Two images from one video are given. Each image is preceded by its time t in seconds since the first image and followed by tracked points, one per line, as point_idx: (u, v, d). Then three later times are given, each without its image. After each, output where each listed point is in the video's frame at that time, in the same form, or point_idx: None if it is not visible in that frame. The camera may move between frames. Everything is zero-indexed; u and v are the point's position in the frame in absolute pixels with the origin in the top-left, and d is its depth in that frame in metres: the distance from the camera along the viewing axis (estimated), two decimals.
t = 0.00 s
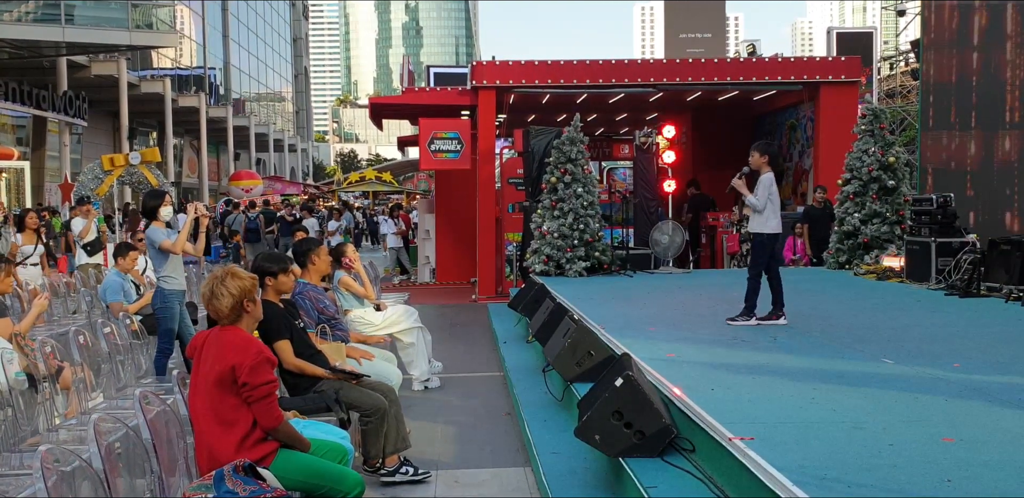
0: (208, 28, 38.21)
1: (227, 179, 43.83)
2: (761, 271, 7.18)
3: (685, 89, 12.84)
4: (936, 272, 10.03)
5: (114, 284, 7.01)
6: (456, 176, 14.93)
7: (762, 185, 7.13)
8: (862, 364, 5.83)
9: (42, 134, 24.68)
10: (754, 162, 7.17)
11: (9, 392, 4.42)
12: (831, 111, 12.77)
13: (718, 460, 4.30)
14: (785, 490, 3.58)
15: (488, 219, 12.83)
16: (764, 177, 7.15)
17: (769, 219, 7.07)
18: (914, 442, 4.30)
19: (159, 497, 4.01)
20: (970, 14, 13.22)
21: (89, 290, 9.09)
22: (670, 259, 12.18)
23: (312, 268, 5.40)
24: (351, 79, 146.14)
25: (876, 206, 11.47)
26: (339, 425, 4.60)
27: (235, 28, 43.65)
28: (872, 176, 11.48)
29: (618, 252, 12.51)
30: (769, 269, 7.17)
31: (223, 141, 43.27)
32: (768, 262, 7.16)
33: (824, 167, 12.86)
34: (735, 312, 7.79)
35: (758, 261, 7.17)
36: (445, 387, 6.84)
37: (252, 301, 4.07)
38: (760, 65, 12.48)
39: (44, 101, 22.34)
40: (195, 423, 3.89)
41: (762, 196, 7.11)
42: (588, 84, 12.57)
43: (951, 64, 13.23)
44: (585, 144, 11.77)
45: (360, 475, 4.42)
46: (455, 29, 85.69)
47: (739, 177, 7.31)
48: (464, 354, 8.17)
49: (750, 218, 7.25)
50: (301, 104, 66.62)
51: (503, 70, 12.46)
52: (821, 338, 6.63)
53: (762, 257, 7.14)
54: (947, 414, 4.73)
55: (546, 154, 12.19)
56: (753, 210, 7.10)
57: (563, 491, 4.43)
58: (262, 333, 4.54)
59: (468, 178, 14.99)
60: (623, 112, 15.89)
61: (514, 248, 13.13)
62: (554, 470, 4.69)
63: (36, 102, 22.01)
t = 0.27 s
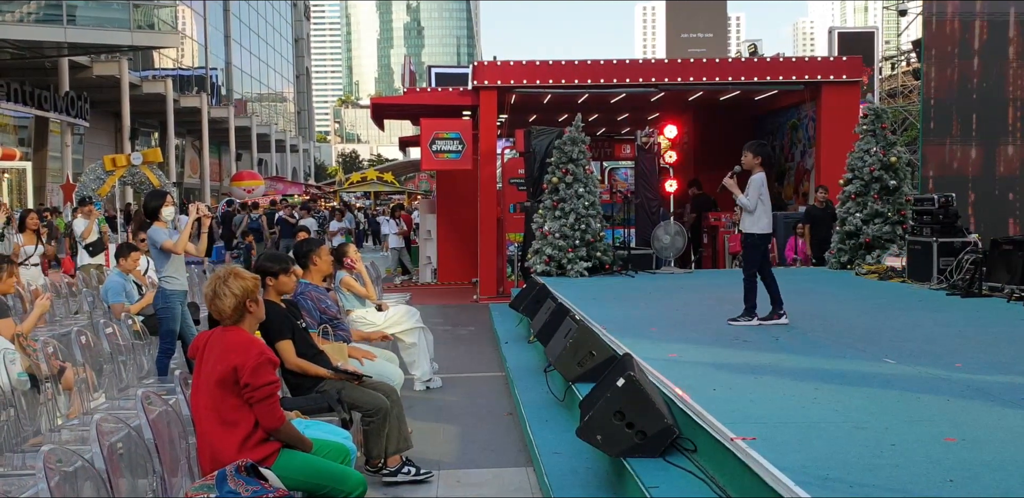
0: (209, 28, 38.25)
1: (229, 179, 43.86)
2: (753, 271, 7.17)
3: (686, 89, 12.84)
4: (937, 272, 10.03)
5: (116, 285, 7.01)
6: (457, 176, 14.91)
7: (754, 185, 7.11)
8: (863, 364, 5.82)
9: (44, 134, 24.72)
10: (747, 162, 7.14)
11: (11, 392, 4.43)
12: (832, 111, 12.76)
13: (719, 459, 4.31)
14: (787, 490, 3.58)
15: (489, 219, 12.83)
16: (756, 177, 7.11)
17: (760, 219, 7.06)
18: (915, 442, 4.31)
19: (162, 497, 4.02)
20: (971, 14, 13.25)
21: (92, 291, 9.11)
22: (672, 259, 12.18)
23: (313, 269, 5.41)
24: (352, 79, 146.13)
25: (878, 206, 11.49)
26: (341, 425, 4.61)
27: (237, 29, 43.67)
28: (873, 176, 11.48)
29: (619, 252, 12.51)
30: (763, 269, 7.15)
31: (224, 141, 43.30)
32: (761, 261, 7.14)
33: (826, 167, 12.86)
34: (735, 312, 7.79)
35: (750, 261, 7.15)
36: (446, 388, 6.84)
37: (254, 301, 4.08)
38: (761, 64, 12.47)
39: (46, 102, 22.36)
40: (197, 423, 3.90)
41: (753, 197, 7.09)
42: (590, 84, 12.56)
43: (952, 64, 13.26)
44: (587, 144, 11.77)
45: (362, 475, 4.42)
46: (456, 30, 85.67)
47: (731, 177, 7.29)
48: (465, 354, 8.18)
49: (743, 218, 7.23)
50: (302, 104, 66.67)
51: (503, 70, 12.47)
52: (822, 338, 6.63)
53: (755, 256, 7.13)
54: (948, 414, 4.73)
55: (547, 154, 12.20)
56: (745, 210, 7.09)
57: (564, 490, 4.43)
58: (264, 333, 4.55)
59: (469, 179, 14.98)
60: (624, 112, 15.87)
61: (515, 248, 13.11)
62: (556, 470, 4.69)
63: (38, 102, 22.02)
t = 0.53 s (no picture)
0: (218, 29, 38.40)
1: (238, 179, 44.02)
2: (757, 270, 7.14)
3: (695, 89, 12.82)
4: (947, 271, 9.99)
5: (126, 285, 7.04)
6: (466, 177, 14.95)
7: (757, 185, 7.07)
8: (871, 363, 5.81)
9: (54, 135, 24.89)
10: (750, 162, 7.10)
11: (22, 392, 4.47)
12: (841, 110, 12.73)
13: (728, 459, 4.30)
14: (797, 490, 3.57)
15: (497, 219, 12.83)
16: (759, 177, 7.07)
17: (763, 219, 7.01)
18: (925, 442, 4.29)
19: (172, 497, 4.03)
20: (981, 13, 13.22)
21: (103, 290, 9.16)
22: (680, 259, 12.17)
23: (322, 269, 5.41)
24: (360, 79, 146.40)
25: (887, 206, 11.39)
26: (349, 424, 4.61)
27: (246, 30, 43.84)
28: (883, 175, 11.43)
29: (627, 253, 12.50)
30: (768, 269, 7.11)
31: (234, 142, 43.46)
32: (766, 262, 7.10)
33: (835, 166, 12.84)
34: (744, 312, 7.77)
35: (754, 260, 7.12)
36: (454, 387, 6.84)
37: (263, 301, 4.09)
38: (769, 64, 12.43)
39: (56, 103, 22.45)
40: (207, 423, 3.90)
41: (756, 197, 7.05)
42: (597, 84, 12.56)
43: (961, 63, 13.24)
44: (595, 144, 11.76)
45: (371, 474, 4.42)
46: (464, 30, 85.76)
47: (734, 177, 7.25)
48: (473, 353, 8.18)
49: (746, 218, 7.18)
50: (311, 104, 66.90)
51: (512, 70, 12.45)
52: (830, 338, 6.60)
53: (759, 257, 7.08)
54: (957, 414, 4.71)
55: (555, 154, 12.21)
56: (748, 210, 7.05)
57: (573, 490, 4.43)
58: (272, 333, 4.56)
59: (478, 179, 15.04)
60: (633, 112, 15.85)
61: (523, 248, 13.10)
62: (564, 470, 4.69)
63: (48, 103, 22.11)
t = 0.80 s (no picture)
0: (245, 32, 38.80)
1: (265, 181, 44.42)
2: (785, 271, 7.08)
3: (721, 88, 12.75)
4: (978, 272, 9.87)
5: (155, 286, 7.09)
6: (491, 178, 14.96)
7: (784, 186, 7.02)
8: (901, 365, 5.75)
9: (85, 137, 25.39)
10: (778, 162, 7.04)
11: (54, 391, 4.56)
12: (869, 110, 12.60)
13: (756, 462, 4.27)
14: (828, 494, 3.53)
15: (522, 220, 12.82)
16: (787, 178, 7.02)
17: (792, 219, 6.94)
18: (958, 446, 4.23)
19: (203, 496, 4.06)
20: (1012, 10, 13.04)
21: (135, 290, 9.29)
22: (707, 260, 12.11)
23: (349, 270, 5.44)
24: (384, 81, 147.08)
25: (916, 206, 11.28)
26: (377, 424, 4.63)
27: (273, 33, 44.21)
28: (912, 176, 11.30)
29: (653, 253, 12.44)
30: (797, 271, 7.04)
31: (260, 144, 43.86)
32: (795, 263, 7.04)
33: (864, 166, 12.74)
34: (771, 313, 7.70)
35: (781, 262, 7.06)
36: (480, 388, 6.85)
37: (292, 302, 4.11)
38: (796, 63, 12.34)
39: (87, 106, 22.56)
40: (237, 423, 3.92)
41: (784, 197, 6.99)
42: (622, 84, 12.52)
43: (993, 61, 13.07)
44: (620, 144, 11.73)
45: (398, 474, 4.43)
46: (489, 31, 85.92)
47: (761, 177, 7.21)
48: (500, 354, 8.19)
49: (773, 219, 7.11)
50: (336, 107, 67.33)
51: (537, 70, 12.45)
52: (860, 340, 6.53)
53: (788, 257, 7.01)
54: (991, 417, 4.64)
55: (580, 155, 12.20)
56: (776, 211, 7.00)
57: (600, 492, 4.42)
58: (301, 334, 4.59)
59: (504, 180, 15.03)
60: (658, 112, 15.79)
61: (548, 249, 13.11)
62: (591, 472, 4.68)
63: (79, 106, 22.25)
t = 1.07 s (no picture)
0: (310, 36, 39.65)
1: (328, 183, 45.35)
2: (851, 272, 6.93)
3: (786, 87, 12.54)
4: None
5: (224, 287, 7.28)
6: (553, 178, 14.96)
7: (851, 185, 6.86)
8: (974, 370, 5.57)
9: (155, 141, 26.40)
10: (844, 162, 6.88)
11: (127, 389, 4.73)
12: (939, 107, 12.25)
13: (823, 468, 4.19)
14: None
15: (582, 221, 12.80)
16: (853, 177, 6.86)
17: (859, 219, 6.79)
18: None
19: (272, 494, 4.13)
20: None
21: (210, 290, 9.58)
22: (771, 261, 11.95)
23: (411, 271, 5.55)
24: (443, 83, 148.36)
25: (989, 206, 10.94)
26: (439, 424, 4.67)
27: (336, 37, 45.06)
28: (985, 174, 10.94)
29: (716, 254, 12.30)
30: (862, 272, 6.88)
31: (324, 146, 44.78)
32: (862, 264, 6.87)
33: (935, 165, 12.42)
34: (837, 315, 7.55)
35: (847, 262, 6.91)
36: (540, 389, 6.86)
37: (357, 302, 4.16)
38: (863, 60, 12.08)
39: (157, 110, 23.37)
40: (304, 422, 3.99)
41: (850, 197, 6.84)
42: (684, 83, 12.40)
43: None
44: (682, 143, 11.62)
45: (460, 475, 4.46)
46: (549, 32, 86.01)
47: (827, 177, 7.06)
48: (560, 355, 8.19)
49: (839, 219, 6.98)
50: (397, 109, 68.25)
51: (598, 70, 12.43)
52: (931, 344, 6.35)
53: (855, 258, 6.84)
54: None
55: (642, 154, 12.14)
56: (842, 211, 6.86)
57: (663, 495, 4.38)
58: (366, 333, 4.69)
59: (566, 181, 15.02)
60: (722, 111, 15.59)
61: (610, 249, 13.10)
62: (654, 475, 4.64)
63: (150, 110, 23.09)
